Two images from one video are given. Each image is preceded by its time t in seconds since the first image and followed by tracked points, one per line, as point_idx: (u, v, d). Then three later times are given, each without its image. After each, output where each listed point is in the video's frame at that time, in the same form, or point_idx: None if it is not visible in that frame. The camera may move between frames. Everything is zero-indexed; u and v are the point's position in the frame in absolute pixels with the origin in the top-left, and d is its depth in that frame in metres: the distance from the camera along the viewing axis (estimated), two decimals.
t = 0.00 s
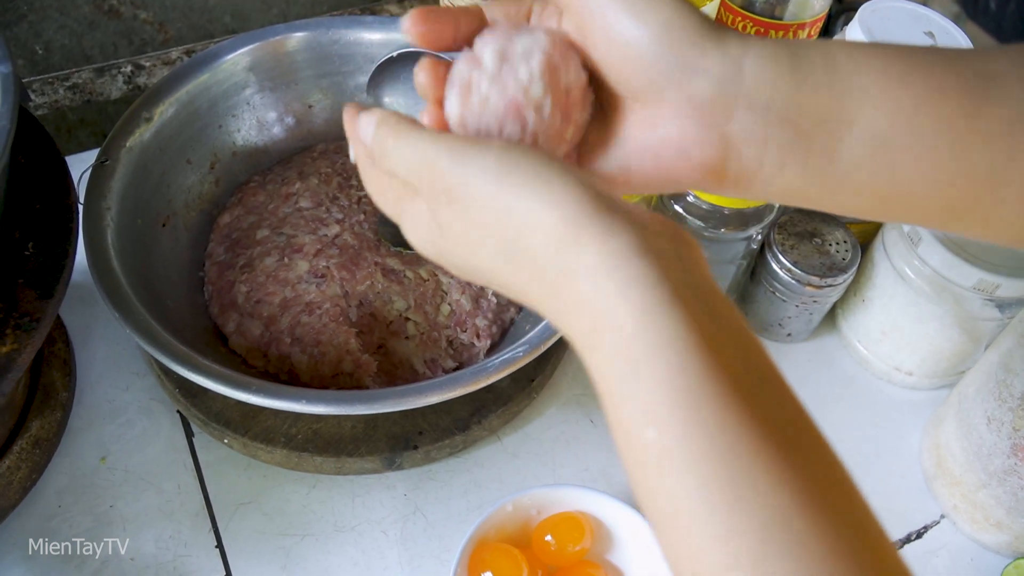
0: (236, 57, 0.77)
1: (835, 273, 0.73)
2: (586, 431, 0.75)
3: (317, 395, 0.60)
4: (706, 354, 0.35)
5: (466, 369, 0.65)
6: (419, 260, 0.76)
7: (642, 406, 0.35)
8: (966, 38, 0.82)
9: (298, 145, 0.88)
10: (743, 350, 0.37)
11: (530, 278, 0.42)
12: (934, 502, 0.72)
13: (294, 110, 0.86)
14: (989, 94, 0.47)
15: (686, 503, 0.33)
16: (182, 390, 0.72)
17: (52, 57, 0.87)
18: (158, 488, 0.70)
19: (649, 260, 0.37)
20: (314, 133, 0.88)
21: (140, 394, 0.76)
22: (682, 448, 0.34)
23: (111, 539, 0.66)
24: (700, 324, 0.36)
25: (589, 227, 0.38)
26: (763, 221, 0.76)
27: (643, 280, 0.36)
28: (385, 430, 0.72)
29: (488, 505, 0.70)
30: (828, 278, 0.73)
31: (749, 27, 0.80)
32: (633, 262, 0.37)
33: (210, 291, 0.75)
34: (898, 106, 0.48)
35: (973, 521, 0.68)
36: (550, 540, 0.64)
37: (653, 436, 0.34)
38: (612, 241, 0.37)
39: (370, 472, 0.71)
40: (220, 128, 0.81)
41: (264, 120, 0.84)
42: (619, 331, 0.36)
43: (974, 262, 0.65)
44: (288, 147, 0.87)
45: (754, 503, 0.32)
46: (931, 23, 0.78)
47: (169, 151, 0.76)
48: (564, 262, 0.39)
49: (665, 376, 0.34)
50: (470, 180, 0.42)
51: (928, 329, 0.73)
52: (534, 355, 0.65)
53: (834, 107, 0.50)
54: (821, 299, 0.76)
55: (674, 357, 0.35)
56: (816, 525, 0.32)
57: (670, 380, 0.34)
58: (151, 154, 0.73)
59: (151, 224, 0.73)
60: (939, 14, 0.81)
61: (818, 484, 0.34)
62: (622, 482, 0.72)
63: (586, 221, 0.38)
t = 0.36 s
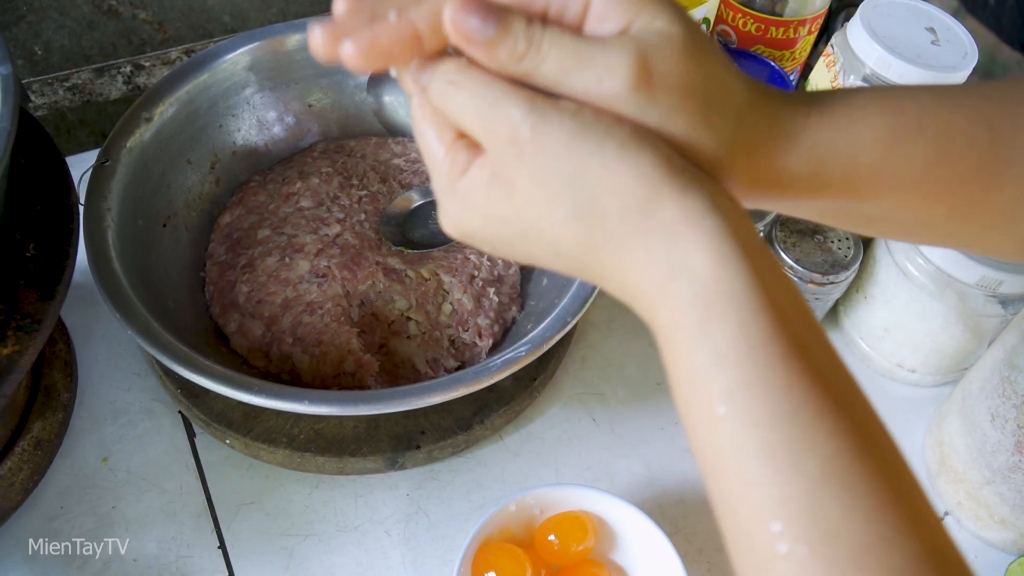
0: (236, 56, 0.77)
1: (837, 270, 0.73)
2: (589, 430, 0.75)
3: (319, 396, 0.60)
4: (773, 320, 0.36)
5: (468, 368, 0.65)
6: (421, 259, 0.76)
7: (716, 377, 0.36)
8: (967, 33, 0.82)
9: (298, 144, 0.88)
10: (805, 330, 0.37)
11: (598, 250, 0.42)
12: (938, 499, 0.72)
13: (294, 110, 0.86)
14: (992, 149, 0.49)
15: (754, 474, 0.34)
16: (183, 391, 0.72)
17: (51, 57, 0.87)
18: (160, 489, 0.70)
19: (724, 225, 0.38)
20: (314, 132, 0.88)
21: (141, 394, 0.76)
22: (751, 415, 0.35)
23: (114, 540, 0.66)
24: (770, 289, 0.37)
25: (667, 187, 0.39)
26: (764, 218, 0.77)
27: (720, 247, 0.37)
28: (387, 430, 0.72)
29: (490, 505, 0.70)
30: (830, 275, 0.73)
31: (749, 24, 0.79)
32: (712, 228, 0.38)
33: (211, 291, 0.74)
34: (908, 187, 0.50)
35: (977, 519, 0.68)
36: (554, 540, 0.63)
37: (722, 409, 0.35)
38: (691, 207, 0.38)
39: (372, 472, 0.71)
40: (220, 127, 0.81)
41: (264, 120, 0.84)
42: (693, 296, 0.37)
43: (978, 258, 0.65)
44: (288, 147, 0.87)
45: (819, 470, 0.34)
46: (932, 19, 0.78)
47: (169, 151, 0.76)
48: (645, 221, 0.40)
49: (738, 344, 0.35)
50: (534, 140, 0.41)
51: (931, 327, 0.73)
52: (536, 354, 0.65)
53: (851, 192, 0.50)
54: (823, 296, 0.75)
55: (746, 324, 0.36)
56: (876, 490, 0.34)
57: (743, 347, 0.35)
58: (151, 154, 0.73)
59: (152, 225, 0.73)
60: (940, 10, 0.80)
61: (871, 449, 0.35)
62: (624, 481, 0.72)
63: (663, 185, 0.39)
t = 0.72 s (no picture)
0: (244, 52, 0.77)
1: (844, 271, 0.73)
2: (594, 428, 0.75)
3: (326, 392, 0.60)
4: (707, 355, 0.34)
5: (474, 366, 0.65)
6: (427, 256, 0.76)
7: (649, 420, 0.34)
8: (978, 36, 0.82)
9: (305, 140, 0.88)
10: (749, 358, 0.35)
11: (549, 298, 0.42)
12: (943, 502, 0.72)
13: (302, 106, 0.85)
14: None
15: (694, 518, 0.32)
16: (189, 386, 0.72)
17: (59, 51, 0.87)
18: (165, 483, 0.70)
19: (652, 264, 0.37)
20: (321, 128, 0.88)
21: (147, 388, 0.76)
22: (689, 456, 0.33)
23: (118, 534, 0.66)
24: (703, 325, 0.35)
25: (584, 239, 0.38)
26: (772, 218, 0.78)
27: (642, 292, 0.36)
28: (393, 427, 0.72)
29: (494, 502, 0.70)
30: (837, 276, 0.73)
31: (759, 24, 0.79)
32: (635, 273, 0.36)
33: (217, 286, 0.74)
34: (928, 147, 0.48)
35: (982, 522, 0.68)
36: (558, 538, 0.63)
37: (654, 450, 0.34)
38: (610, 252, 0.37)
39: (377, 469, 0.71)
40: (227, 123, 0.81)
41: (271, 116, 0.84)
42: (620, 344, 0.36)
43: (986, 261, 0.65)
44: (295, 143, 0.87)
45: (768, 507, 0.32)
46: (944, 21, 0.77)
47: (177, 146, 0.76)
48: (570, 271, 0.39)
49: (671, 386, 0.34)
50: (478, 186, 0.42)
51: (937, 329, 0.73)
52: (543, 352, 0.65)
53: (873, 133, 0.49)
54: (830, 297, 0.75)
55: (678, 366, 0.34)
56: (836, 521, 0.31)
57: (674, 390, 0.34)
58: (158, 148, 0.73)
59: (159, 219, 0.73)
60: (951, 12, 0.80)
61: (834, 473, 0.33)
62: (629, 480, 0.72)
63: (585, 234, 0.38)
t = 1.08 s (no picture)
0: (247, 48, 0.77)
1: (846, 268, 0.73)
2: (595, 424, 0.75)
3: (329, 386, 0.60)
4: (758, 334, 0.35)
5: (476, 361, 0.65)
6: (430, 252, 0.76)
7: (690, 385, 0.35)
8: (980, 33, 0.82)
9: (309, 136, 0.88)
10: (795, 329, 0.36)
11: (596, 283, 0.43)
12: (944, 498, 0.72)
13: (305, 102, 0.86)
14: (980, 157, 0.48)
15: (731, 484, 0.33)
16: (192, 380, 0.73)
17: (63, 47, 0.87)
18: (168, 478, 0.70)
19: (699, 238, 0.38)
20: (324, 125, 0.88)
21: (150, 383, 0.76)
22: (728, 427, 0.34)
23: (121, 529, 0.67)
24: (748, 295, 0.36)
25: (636, 217, 0.39)
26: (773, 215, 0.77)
27: (693, 263, 0.37)
28: (395, 422, 0.72)
29: (496, 497, 0.71)
30: (839, 273, 0.73)
31: (762, 22, 0.79)
32: (682, 246, 0.37)
33: (220, 281, 0.75)
34: (888, 188, 0.51)
35: (983, 518, 0.68)
36: (560, 533, 0.64)
37: (699, 419, 0.34)
38: (660, 230, 0.38)
39: (379, 463, 0.71)
40: (230, 118, 0.81)
41: (274, 112, 0.84)
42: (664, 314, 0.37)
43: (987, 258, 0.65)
44: (299, 139, 0.87)
45: (802, 467, 0.33)
46: (945, 18, 0.77)
47: (180, 141, 0.76)
48: (615, 252, 0.40)
49: (717, 350, 0.35)
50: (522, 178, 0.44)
51: (938, 326, 0.73)
52: (545, 348, 0.65)
53: (833, 181, 0.52)
54: (831, 294, 0.75)
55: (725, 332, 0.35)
56: (862, 503, 0.32)
57: (723, 352, 0.35)
58: (162, 143, 0.73)
59: (162, 214, 0.73)
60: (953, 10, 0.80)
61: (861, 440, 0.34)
62: (630, 476, 0.72)
63: (636, 212, 0.39)
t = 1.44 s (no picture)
0: (249, 49, 0.77)
1: (848, 269, 0.73)
2: (596, 425, 0.75)
3: (330, 387, 0.60)
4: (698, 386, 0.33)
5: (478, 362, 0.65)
6: (431, 253, 0.76)
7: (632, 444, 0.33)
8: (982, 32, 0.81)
9: (310, 137, 0.88)
10: (737, 384, 0.34)
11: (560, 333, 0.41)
12: (946, 499, 0.72)
13: (306, 103, 0.86)
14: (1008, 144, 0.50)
15: (682, 546, 0.31)
16: (193, 381, 0.73)
17: (65, 48, 0.87)
18: (169, 479, 0.70)
19: (633, 294, 0.37)
20: (325, 126, 0.88)
21: (151, 385, 0.76)
22: (679, 477, 0.32)
23: (123, 530, 0.67)
24: (689, 351, 0.34)
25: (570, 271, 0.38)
26: (774, 217, 0.77)
27: (624, 319, 0.36)
28: (395, 423, 0.72)
29: (497, 498, 0.71)
30: (841, 274, 0.73)
31: (762, 22, 0.79)
32: (622, 298, 0.36)
33: (222, 282, 0.75)
34: (916, 177, 0.52)
35: (986, 519, 0.68)
36: (561, 534, 0.64)
37: (647, 474, 0.33)
38: (599, 281, 0.37)
39: (380, 465, 0.71)
40: (232, 120, 0.81)
41: (276, 113, 0.84)
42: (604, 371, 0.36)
43: (990, 258, 0.65)
44: (300, 140, 0.87)
45: (750, 518, 0.30)
46: (947, 18, 0.77)
47: (182, 142, 0.76)
48: (565, 301, 0.39)
49: (650, 407, 0.33)
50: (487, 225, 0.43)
51: (941, 326, 0.73)
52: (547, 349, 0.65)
53: (867, 171, 0.53)
54: (833, 295, 0.75)
55: (663, 390, 0.33)
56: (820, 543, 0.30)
57: (655, 412, 0.33)
58: (163, 144, 0.73)
59: (163, 215, 0.73)
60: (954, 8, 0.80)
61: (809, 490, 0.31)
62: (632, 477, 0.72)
63: (574, 265, 0.39)
